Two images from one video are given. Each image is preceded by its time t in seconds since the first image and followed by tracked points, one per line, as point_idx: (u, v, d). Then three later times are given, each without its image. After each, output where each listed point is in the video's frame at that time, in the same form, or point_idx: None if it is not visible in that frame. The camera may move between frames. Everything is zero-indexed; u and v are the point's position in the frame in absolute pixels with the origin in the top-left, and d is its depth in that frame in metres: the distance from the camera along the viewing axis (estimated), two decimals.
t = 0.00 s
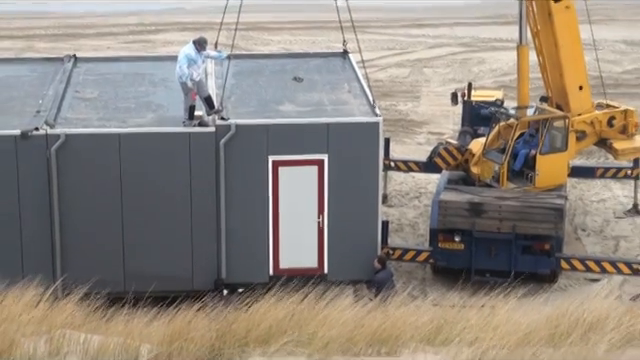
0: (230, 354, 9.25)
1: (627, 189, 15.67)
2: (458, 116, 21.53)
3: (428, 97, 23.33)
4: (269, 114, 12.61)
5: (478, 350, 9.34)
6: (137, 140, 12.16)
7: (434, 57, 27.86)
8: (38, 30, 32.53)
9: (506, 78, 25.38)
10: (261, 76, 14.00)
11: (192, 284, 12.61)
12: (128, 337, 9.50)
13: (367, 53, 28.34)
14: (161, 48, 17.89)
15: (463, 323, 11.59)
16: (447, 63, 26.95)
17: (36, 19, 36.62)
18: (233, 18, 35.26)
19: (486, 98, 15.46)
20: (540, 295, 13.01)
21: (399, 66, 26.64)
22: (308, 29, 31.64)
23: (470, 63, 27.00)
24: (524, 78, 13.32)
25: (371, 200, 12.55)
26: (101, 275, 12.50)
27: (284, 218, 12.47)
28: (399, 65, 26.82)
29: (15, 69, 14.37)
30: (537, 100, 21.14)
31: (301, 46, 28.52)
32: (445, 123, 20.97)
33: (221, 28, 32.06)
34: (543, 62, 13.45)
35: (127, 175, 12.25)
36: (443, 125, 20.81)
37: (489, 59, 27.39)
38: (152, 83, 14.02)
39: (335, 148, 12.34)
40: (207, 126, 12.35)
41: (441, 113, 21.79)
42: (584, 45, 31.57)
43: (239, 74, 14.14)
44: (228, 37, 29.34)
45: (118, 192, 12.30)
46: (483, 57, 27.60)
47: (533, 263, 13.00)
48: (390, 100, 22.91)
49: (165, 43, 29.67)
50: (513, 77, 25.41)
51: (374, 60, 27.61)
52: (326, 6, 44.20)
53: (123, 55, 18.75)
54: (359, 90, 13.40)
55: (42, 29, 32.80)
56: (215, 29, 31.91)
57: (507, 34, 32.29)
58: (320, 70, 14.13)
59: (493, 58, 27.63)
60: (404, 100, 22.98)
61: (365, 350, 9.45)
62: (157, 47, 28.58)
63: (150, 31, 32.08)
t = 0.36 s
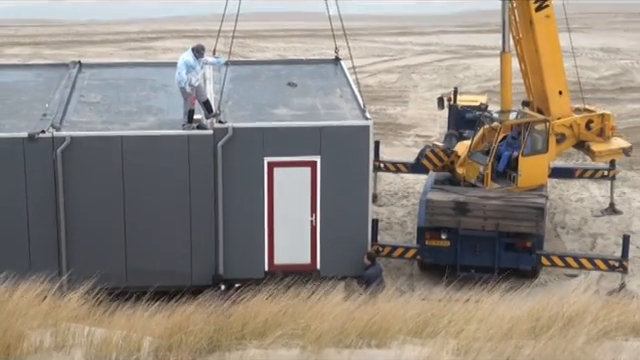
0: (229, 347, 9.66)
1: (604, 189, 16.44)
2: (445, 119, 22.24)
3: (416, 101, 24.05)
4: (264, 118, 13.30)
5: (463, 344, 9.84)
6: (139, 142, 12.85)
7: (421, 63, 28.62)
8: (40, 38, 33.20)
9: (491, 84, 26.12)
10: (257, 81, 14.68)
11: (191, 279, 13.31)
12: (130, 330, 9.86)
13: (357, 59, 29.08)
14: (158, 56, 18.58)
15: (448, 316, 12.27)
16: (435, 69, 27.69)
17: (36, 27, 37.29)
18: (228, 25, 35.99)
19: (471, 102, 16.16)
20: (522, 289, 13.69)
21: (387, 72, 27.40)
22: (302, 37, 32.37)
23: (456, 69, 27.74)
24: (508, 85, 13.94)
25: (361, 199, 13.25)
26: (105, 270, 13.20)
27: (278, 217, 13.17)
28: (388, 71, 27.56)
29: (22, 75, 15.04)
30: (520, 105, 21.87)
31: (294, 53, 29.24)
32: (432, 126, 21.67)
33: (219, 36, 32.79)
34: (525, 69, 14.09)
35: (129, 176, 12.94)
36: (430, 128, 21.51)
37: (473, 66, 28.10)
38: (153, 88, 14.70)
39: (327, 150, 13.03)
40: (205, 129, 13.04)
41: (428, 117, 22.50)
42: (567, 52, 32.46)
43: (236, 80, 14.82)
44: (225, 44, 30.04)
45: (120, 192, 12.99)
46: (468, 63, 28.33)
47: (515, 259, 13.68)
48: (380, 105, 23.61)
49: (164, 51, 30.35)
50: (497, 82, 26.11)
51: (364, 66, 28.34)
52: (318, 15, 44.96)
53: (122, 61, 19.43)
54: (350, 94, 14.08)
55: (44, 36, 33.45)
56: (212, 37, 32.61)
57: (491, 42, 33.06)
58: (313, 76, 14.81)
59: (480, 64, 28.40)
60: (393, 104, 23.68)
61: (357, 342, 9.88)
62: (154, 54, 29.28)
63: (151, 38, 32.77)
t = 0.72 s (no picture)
0: (218, 337, 9.75)
1: (575, 190, 17.27)
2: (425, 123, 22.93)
3: (399, 105, 24.74)
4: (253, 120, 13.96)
5: (444, 335, 9.83)
6: (133, 143, 13.52)
7: (402, 69, 29.32)
8: (36, 43, 33.79)
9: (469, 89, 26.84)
10: (246, 85, 15.36)
11: (182, 273, 14.02)
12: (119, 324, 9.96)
13: (343, 65, 29.76)
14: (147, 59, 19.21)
15: (429, 310, 12.92)
16: (416, 75, 28.41)
17: (28, 33, 37.78)
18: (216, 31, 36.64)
19: (452, 105, 16.82)
20: (498, 286, 14.34)
21: (371, 77, 28.07)
22: (289, 43, 33.04)
23: (435, 75, 28.46)
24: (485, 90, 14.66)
25: (345, 199, 13.91)
26: (100, 265, 13.88)
27: (266, 214, 13.83)
28: (372, 76, 28.24)
29: (21, 77, 15.65)
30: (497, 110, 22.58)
31: (281, 59, 29.90)
32: (412, 129, 22.35)
33: (210, 42, 33.42)
34: (501, 74, 14.79)
35: (123, 175, 13.62)
36: (410, 130, 22.20)
37: (452, 72, 28.82)
38: (146, 90, 15.35)
39: (313, 151, 13.68)
40: (197, 131, 13.71)
41: (409, 120, 23.18)
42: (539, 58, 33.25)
43: (224, 83, 15.50)
44: (215, 49, 30.66)
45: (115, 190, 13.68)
46: (447, 70, 29.06)
47: (491, 256, 14.33)
48: (364, 108, 24.28)
49: (156, 56, 30.91)
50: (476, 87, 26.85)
51: (349, 71, 29.01)
52: (301, 23, 45.70)
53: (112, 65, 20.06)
54: (335, 98, 14.75)
55: (37, 41, 33.94)
56: (202, 43, 33.22)
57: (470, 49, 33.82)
58: (299, 80, 15.49)
59: (461, 70, 29.14)
60: (376, 108, 24.33)
61: (339, 334, 10.12)
62: (144, 59, 29.86)
63: (145, 44, 33.35)
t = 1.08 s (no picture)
0: (214, 329, 10.35)
1: (556, 189, 18.01)
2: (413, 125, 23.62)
3: (388, 107, 25.42)
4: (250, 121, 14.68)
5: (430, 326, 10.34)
6: (134, 142, 14.24)
7: (392, 72, 30.00)
8: (37, 46, 34.39)
9: (455, 92, 27.54)
10: (242, 88, 16.06)
11: (180, 267, 14.77)
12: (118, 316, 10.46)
13: (335, 68, 30.43)
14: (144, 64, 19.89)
15: (416, 302, 13.64)
16: (404, 79, 29.06)
17: (27, 35, 38.35)
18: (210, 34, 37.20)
19: (439, 107, 17.52)
20: (483, 280, 15.03)
21: (362, 80, 28.75)
22: (282, 47, 33.64)
23: (424, 78, 29.15)
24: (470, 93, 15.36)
25: (336, 197, 14.67)
26: (102, 258, 14.61)
27: (261, 211, 14.61)
28: (363, 79, 28.92)
29: (27, 80, 16.33)
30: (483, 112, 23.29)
31: (274, 62, 30.56)
32: (402, 130, 23.04)
33: (206, 46, 34.00)
34: (486, 78, 15.49)
35: (125, 173, 14.34)
36: (399, 131, 22.89)
37: (439, 75, 29.53)
38: (146, 93, 16.04)
39: (306, 151, 14.43)
40: (195, 131, 14.43)
41: (398, 122, 23.87)
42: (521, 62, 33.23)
43: (221, 86, 16.21)
44: (212, 53, 31.33)
45: (117, 188, 14.40)
46: (435, 73, 29.75)
47: (476, 251, 15.04)
48: (354, 110, 24.96)
49: (152, 60, 31.48)
50: (462, 90, 27.54)
51: (341, 74, 29.68)
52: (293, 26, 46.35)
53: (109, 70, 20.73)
54: (327, 100, 15.47)
55: (35, 45, 34.44)
56: (198, 46, 33.80)
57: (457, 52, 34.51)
58: (293, 84, 16.20)
59: (449, 73, 29.81)
60: (366, 110, 24.99)
61: (330, 325, 10.75)
62: (142, 63, 30.50)
63: (145, 48, 33.97)
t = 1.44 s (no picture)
0: (216, 322, 11.03)
1: (543, 187, 18.72)
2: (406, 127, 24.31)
3: (382, 110, 26.11)
4: (250, 123, 15.37)
5: (422, 320, 10.99)
6: (139, 144, 14.91)
7: (385, 76, 30.68)
8: (40, 50, 35.03)
9: (446, 95, 28.24)
10: (242, 91, 16.76)
11: (183, 263, 15.47)
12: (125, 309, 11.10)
13: (331, 72, 31.11)
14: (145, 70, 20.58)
15: (409, 295, 14.32)
16: (398, 82, 29.76)
17: (29, 38, 38.97)
18: (206, 39, 37.84)
19: (431, 109, 18.22)
20: (473, 275, 15.71)
21: (357, 84, 29.43)
22: (278, 52, 34.31)
23: (417, 82, 29.85)
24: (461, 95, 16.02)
25: (333, 195, 15.39)
26: (108, 254, 15.30)
27: (261, 209, 15.32)
28: (357, 82, 29.61)
29: (35, 84, 16.99)
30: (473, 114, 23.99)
31: (272, 67, 31.24)
32: (395, 131, 23.72)
33: (206, 51, 34.68)
34: (476, 81, 16.14)
35: (130, 173, 15.02)
36: (393, 132, 23.57)
37: (431, 79, 30.22)
38: (150, 95, 16.72)
39: (304, 151, 15.12)
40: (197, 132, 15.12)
41: (392, 123, 24.55)
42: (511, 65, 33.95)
43: (222, 89, 16.90)
44: (213, 57, 32.02)
45: (122, 187, 15.08)
46: (426, 77, 30.45)
47: (466, 247, 15.67)
48: (350, 112, 25.63)
49: (151, 65, 32.11)
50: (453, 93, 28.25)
51: (337, 77, 30.36)
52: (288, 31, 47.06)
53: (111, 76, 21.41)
54: (324, 103, 16.17)
55: (37, 50, 35.05)
56: (197, 52, 34.46)
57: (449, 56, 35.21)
58: (292, 87, 16.89)
59: (441, 77, 30.50)
60: (361, 112, 25.66)
61: (327, 317, 11.43)
62: (143, 67, 31.15)
63: (147, 52, 34.64)
